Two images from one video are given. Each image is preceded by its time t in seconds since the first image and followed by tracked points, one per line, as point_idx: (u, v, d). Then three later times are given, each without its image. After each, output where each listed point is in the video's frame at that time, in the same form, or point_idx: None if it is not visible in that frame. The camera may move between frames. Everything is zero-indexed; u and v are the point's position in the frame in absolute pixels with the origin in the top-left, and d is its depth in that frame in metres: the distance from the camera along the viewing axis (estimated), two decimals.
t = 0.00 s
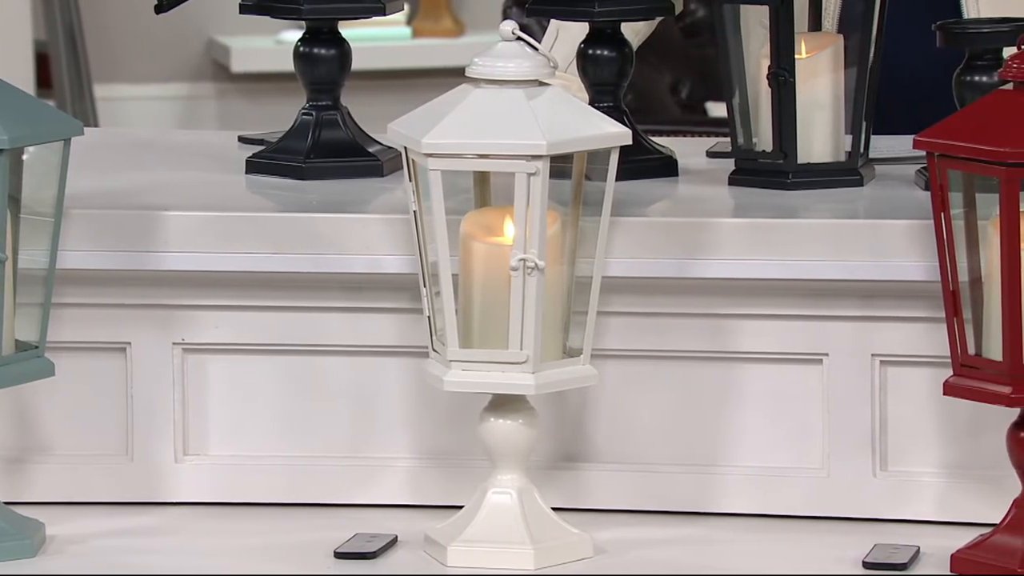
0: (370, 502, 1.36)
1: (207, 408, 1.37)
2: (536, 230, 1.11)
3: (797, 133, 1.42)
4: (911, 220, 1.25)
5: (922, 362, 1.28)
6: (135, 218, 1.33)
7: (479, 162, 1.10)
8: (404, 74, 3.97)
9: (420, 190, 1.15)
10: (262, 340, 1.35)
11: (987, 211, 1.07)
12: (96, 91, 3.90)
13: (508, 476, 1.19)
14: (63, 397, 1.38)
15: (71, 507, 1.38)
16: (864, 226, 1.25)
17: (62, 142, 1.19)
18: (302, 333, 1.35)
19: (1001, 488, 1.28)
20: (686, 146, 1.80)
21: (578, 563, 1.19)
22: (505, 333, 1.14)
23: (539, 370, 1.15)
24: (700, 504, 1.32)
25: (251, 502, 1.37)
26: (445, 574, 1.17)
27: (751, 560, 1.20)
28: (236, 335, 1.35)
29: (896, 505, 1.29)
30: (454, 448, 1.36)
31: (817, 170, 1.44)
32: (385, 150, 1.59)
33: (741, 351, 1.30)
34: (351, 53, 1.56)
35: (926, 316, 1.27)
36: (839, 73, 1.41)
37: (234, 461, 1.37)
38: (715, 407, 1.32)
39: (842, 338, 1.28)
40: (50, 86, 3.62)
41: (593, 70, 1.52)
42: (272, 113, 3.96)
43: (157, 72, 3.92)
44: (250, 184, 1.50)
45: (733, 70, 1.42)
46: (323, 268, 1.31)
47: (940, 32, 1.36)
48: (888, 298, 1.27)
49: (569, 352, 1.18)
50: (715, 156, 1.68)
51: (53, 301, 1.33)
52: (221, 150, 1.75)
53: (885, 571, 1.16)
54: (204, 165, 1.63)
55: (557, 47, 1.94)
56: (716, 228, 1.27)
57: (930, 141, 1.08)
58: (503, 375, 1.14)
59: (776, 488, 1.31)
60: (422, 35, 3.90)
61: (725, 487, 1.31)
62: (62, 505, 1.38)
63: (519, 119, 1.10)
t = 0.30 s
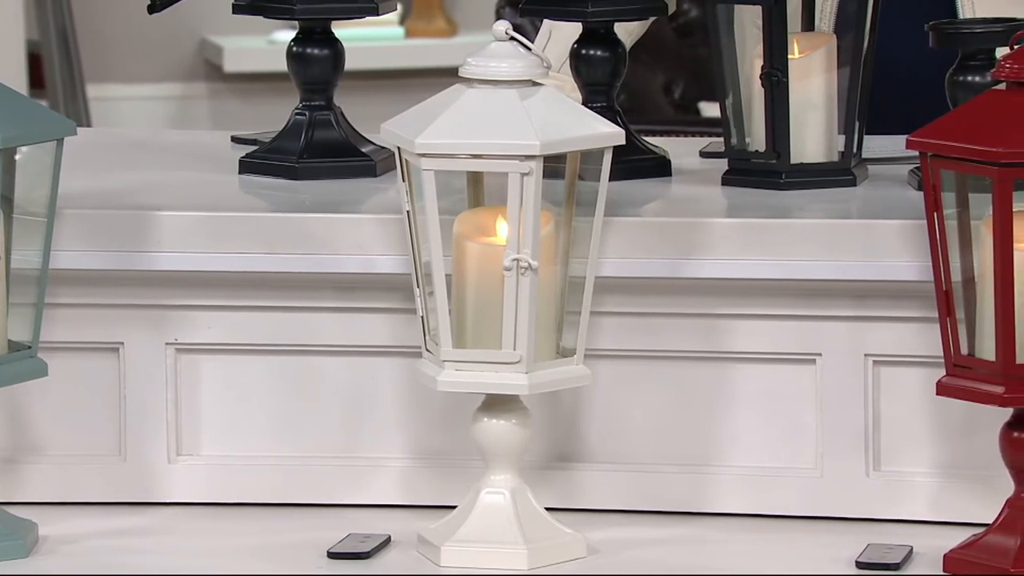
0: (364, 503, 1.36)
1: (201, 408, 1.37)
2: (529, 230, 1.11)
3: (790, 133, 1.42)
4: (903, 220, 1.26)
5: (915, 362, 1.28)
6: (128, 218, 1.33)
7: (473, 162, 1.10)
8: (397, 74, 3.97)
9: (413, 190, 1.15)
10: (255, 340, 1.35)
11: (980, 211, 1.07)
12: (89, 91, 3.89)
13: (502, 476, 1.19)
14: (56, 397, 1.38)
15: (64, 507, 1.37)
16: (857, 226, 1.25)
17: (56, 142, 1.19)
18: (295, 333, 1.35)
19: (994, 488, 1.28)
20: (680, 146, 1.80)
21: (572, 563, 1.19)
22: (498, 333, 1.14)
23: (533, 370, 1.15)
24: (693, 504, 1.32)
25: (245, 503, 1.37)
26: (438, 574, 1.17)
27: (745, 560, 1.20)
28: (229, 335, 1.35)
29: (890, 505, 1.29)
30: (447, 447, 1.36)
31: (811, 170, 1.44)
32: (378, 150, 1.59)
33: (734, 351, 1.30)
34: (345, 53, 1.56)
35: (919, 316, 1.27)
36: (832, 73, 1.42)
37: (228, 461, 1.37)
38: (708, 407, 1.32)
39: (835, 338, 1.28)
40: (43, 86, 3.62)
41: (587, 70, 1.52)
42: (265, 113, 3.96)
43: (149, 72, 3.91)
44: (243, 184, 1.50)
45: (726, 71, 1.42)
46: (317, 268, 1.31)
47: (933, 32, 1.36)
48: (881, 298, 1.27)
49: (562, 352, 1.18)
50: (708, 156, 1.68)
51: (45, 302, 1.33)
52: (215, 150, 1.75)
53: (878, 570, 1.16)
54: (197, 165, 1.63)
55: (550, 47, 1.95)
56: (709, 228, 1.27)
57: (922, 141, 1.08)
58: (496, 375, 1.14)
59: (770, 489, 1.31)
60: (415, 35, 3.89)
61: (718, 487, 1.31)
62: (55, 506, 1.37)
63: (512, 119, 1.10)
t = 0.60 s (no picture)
0: (358, 503, 1.36)
1: (195, 408, 1.37)
2: (523, 230, 1.11)
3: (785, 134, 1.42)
4: (897, 220, 1.26)
5: (908, 361, 1.28)
6: (122, 218, 1.33)
7: (466, 162, 1.10)
8: (391, 74, 3.96)
9: (407, 190, 1.15)
10: (249, 340, 1.35)
11: (973, 211, 1.07)
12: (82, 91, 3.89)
13: (496, 476, 1.19)
14: (50, 397, 1.38)
15: (58, 507, 1.37)
16: (851, 226, 1.25)
17: (49, 142, 1.19)
18: (289, 333, 1.34)
19: (988, 488, 1.28)
20: (674, 146, 1.80)
21: (566, 563, 1.19)
22: (492, 333, 1.14)
23: (526, 370, 1.15)
24: (687, 504, 1.32)
25: (238, 503, 1.36)
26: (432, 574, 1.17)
27: (739, 560, 1.20)
28: (223, 335, 1.35)
29: (884, 505, 1.29)
30: (441, 447, 1.36)
31: (805, 171, 1.44)
32: (372, 150, 1.59)
33: (728, 351, 1.30)
34: (340, 53, 1.56)
35: (913, 316, 1.27)
36: (826, 73, 1.42)
37: (222, 461, 1.36)
38: (702, 407, 1.32)
39: (829, 338, 1.28)
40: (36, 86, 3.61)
41: (581, 70, 1.52)
42: (259, 112, 3.95)
43: (143, 72, 3.91)
44: (236, 184, 1.50)
45: (720, 71, 1.42)
46: (311, 267, 1.31)
47: (926, 33, 1.36)
48: (875, 298, 1.27)
49: (557, 352, 1.18)
50: (703, 156, 1.68)
51: (39, 302, 1.33)
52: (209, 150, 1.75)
53: (873, 570, 1.16)
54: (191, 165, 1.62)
55: (544, 47, 2.00)
56: (703, 228, 1.27)
57: (916, 141, 1.09)
58: (490, 375, 1.14)
59: (764, 488, 1.31)
60: (408, 35, 3.89)
61: (712, 487, 1.31)
62: (49, 505, 1.37)
63: (506, 119, 1.10)
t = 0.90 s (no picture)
0: (350, 503, 1.36)
1: (187, 408, 1.37)
2: (515, 230, 1.11)
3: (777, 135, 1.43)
4: (889, 220, 1.26)
5: (900, 362, 1.29)
6: (114, 218, 1.33)
7: (458, 162, 1.10)
8: (383, 74, 3.96)
9: (400, 190, 1.15)
10: (241, 340, 1.35)
11: (965, 211, 1.08)
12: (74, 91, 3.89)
13: (488, 477, 1.19)
14: (41, 397, 1.37)
15: (50, 508, 1.37)
16: (843, 226, 1.26)
17: (40, 142, 1.18)
18: (281, 333, 1.34)
19: (980, 488, 1.28)
20: (666, 146, 1.80)
21: (558, 563, 1.19)
22: (484, 333, 1.14)
23: (519, 371, 1.15)
24: (680, 504, 1.32)
25: (230, 503, 1.36)
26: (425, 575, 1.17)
27: (731, 560, 1.20)
28: (216, 335, 1.35)
29: (876, 505, 1.29)
30: (434, 448, 1.36)
31: (797, 171, 1.44)
32: (364, 150, 1.59)
33: (720, 351, 1.30)
34: (330, 53, 1.56)
35: (905, 315, 1.27)
36: (818, 74, 1.42)
37: (214, 462, 1.36)
38: (694, 407, 1.32)
39: (821, 338, 1.28)
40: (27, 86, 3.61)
41: (573, 70, 1.52)
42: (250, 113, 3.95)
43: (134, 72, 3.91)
44: (228, 184, 1.49)
45: (712, 71, 1.42)
46: (303, 267, 1.31)
47: (918, 33, 1.36)
48: (867, 298, 1.27)
49: (549, 352, 1.17)
50: (694, 157, 1.68)
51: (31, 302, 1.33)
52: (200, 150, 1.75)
53: (865, 570, 1.16)
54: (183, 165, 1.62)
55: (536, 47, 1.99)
56: (695, 228, 1.27)
57: (908, 141, 1.09)
58: (481, 375, 1.14)
59: (756, 488, 1.31)
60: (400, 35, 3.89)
61: (704, 487, 1.31)
62: (40, 506, 1.37)
63: (498, 119, 1.10)
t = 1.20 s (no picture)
0: (342, 503, 1.36)
1: (179, 408, 1.36)
2: (507, 231, 1.11)
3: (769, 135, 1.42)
4: (881, 221, 1.26)
5: (892, 362, 1.29)
6: (106, 218, 1.33)
7: (450, 162, 1.10)
8: (375, 74, 3.95)
9: (392, 190, 1.15)
10: (233, 341, 1.35)
11: (957, 211, 1.08)
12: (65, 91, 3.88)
13: (480, 477, 1.19)
14: (32, 398, 1.37)
15: (41, 508, 1.37)
16: (835, 226, 1.26)
17: (32, 142, 1.18)
18: (273, 333, 1.34)
19: (971, 488, 1.29)
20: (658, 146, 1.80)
21: (550, 563, 1.19)
22: (476, 333, 1.14)
23: (511, 371, 1.15)
24: (671, 504, 1.32)
25: (222, 503, 1.36)
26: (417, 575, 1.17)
27: (723, 560, 1.20)
28: (207, 335, 1.35)
29: (867, 505, 1.29)
30: (426, 448, 1.36)
31: (789, 171, 1.44)
32: (356, 150, 1.59)
33: (712, 351, 1.30)
34: (324, 53, 1.56)
35: (896, 315, 1.28)
36: (810, 74, 1.42)
37: (205, 462, 1.36)
38: (686, 407, 1.32)
39: (813, 338, 1.28)
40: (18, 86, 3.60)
41: (566, 70, 1.52)
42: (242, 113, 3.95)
43: (126, 72, 3.90)
44: (219, 184, 1.49)
45: (704, 71, 1.42)
46: (295, 268, 1.30)
47: (909, 33, 1.37)
48: (859, 298, 1.27)
49: (541, 352, 1.17)
50: (686, 157, 1.68)
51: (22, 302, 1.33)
52: (192, 150, 1.75)
53: (856, 570, 1.16)
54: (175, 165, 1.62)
55: (530, 47, 1.99)
56: (687, 228, 1.28)
57: (899, 140, 1.09)
58: (473, 375, 1.14)
59: (748, 488, 1.31)
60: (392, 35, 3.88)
61: (696, 487, 1.32)
62: (31, 506, 1.37)
63: (491, 119, 1.10)
